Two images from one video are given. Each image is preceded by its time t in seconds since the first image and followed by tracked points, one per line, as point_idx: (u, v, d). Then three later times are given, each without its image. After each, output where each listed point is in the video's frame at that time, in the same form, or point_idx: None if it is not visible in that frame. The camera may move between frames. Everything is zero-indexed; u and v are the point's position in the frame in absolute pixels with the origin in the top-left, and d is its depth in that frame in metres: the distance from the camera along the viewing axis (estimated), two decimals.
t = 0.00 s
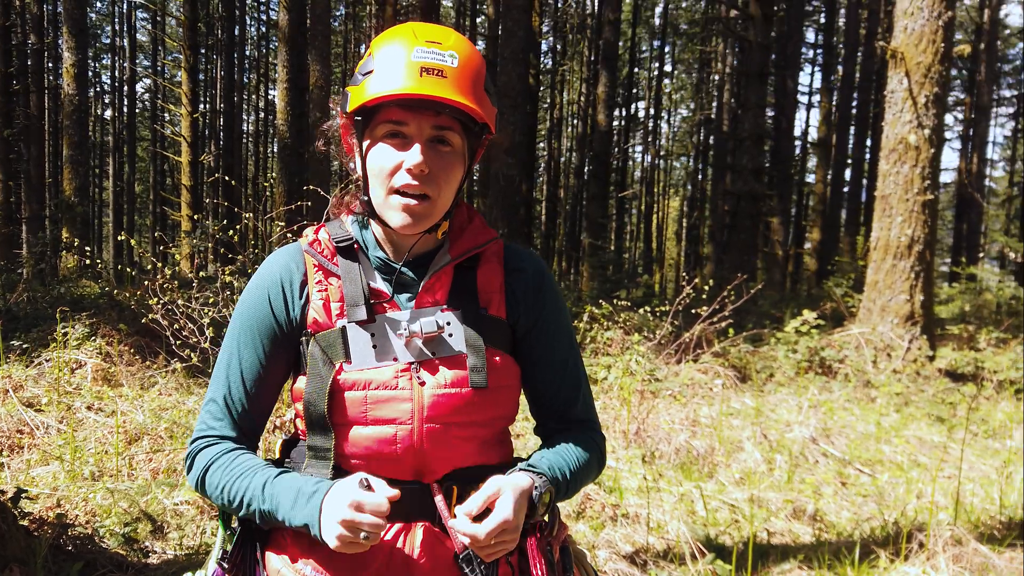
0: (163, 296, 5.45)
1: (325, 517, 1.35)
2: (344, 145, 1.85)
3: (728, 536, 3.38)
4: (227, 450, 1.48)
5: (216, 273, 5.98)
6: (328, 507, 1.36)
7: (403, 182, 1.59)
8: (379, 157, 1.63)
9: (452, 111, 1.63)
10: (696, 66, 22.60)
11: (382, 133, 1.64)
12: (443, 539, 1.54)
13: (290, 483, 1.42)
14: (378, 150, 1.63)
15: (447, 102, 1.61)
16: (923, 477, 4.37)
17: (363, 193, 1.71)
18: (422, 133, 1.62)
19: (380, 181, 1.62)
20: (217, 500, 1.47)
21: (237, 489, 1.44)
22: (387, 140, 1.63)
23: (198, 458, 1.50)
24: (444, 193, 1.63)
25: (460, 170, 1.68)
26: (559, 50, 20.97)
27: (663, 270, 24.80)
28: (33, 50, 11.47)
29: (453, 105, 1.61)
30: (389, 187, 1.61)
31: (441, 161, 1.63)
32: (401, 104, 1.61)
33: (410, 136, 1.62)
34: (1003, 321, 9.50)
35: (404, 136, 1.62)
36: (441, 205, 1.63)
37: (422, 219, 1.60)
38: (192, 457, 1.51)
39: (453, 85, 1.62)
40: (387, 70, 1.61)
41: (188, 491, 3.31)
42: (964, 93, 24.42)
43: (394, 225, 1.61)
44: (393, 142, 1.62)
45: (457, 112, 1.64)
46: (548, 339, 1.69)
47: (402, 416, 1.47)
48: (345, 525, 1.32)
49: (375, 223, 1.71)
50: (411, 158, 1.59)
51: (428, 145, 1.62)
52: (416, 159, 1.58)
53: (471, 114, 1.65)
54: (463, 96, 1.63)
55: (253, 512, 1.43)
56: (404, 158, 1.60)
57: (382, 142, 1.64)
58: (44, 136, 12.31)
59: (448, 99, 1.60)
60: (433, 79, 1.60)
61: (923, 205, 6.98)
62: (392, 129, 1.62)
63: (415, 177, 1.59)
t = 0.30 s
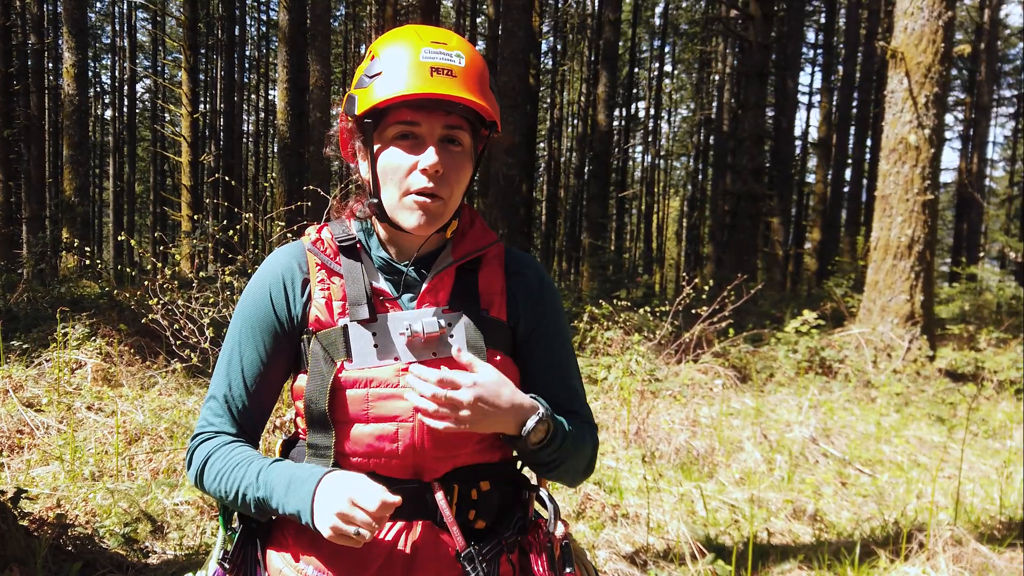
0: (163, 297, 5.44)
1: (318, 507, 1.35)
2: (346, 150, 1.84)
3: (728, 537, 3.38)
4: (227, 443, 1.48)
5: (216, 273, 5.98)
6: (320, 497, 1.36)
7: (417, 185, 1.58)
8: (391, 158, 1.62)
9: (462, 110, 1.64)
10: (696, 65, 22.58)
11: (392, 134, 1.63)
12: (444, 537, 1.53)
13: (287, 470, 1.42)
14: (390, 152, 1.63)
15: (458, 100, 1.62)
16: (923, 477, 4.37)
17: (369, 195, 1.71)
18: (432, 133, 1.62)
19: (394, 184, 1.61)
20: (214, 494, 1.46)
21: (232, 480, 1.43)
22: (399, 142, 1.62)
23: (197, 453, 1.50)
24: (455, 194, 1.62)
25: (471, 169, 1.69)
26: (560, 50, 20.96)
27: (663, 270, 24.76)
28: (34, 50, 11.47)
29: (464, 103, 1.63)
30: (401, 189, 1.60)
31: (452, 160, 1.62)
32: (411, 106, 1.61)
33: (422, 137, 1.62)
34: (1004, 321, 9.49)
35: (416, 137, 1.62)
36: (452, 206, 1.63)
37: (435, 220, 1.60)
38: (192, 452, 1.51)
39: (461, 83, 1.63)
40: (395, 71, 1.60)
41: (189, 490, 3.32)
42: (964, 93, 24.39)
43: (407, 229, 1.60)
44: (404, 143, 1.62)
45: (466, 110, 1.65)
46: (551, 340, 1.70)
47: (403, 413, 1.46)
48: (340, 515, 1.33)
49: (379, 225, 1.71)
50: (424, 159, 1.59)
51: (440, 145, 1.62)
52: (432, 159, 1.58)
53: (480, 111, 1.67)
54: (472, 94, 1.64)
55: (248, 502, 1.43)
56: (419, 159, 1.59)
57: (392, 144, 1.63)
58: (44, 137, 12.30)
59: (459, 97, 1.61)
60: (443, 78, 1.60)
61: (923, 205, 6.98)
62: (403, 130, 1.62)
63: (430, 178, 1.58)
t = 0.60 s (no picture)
0: (163, 297, 5.44)
1: (330, 525, 1.33)
2: (347, 148, 1.84)
3: (727, 536, 3.38)
4: (229, 446, 1.47)
5: (216, 273, 5.97)
6: (333, 517, 1.34)
7: (410, 188, 1.59)
8: (386, 162, 1.62)
9: (460, 118, 1.64)
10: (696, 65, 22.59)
11: (389, 138, 1.63)
12: (444, 535, 1.52)
13: (294, 477, 1.42)
14: (386, 155, 1.63)
15: (455, 109, 1.61)
16: (923, 477, 4.37)
17: (366, 193, 1.71)
18: (429, 139, 1.62)
19: (387, 187, 1.61)
20: (215, 497, 1.46)
21: (236, 482, 1.43)
22: (395, 146, 1.62)
23: (197, 453, 1.49)
24: (450, 199, 1.62)
25: (467, 175, 1.69)
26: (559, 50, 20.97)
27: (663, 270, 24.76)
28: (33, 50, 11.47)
29: (462, 112, 1.62)
30: (396, 191, 1.60)
31: (448, 166, 1.63)
32: (409, 111, 1.61)
33: (418, 143, 1.62)
34: (1003, 320, 9.49)
35: (413, 142, 1.62)
36: (447, 210, 1.63)
37: (428, 224, 1.59)
38: (192, 453, 1.50)
39: (460, 91, 1.63)
40: (393, 76, 1.60)
41: (189, 490, 3.32)
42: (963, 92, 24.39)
43: (401, 230, 1.60)
44: (400, 147, 1.62)
45: (464, 118, 1.65)
46: (546, 341, 1.70)
47: (403, 412, 1.47)
48: (366, 539, 1.32)
49: (376, 225, 1.71)
50: (419, 164, 1.59)
51: (435, 151, 1.63)
52: (425, 165, 1.58)
53: (478, 120, 1.67)
54: (471, 103, 1.64)
55: (251, 505, 1.42)
56: (413, 164, 1.60)
57: (389, 148, 1.63)
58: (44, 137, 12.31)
59: (457, 106, 1.61)
60: (442, 86, 1.60)
61: (924, 205, 6.98)
62: (400, 135, 1.62)
63: (423, 182, 1.59)
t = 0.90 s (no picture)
0: (162, 296, 5.44)
1: (328, 512, 1.34)
2: (344, 142, 1.84)
3: (728, 536, 3.37)
4: (227, 443, 1.47)
5: (216, 273, 5.98)
6: (332, 502, 1.34)
7: (405, 189, 1.59)
8: (382, 162, 1.62)
9: (457, 119, 1.64)
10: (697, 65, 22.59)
11: (386, 138, 1.62)
12: (442, 534, 1.52)
13: (294, 470, 1.42)
14: (382, 155, 1.62)
15: (453, 111, 1.61)
16: (923, 476, 4.37)
17: (363, 188, 1.71)
18: (426, 140, 1.62)
19: (382, 186, 1.61)
20: (214, 494, 1.46)
21: (238, 478, 1.43)
22: (392, 147, 1.62)
23: (196, 450, 1.49)
24: (445, 197, 1.62)
25: (462, 174, 1.69)
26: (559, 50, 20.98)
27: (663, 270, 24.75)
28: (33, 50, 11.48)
29: (459, 114, 1.62)
30: (391, 191, 1.60)
31: (443, 167, 1.63)
32: (406, 111, 1.60)
33: (414, 143, 1.62)
34: (1004, 320, 9.48)
35: (409, 142, 1.62)
36: (442, 209, 1.63)
37: (423, 223, 1.60)
38: (190, 450, 1.50)
39: (458, 93, 1.63)
40: (391, 77, 1.60)
41: (189, 490, 3.32)
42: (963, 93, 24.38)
43: (395, 229, 1.60)
44: (397, 148, 1.62)
45: (461, 120, 1.64)
46: (543, 334, 1.71)
47: (401, 407, 1.47)
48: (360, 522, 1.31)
49: (373, 219, 1.71)
50: (415, 166, 1.59)
51: (432, 152, 1.62)
52: (421, 167, 1.58)
53: (475, 121, 1.66)
54: (468, 106, 1.63)
55: (252, 501, 1.42)
56: (408, 165, 1.59)
57: (385, 148, 1.62)
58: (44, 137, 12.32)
59: (455, 108, 1.60)
60: (440, 88, 1.60)
61: (924, 205, 6.98)
62: (397, 134, 1.61)
63: (418, 183, 1.59)
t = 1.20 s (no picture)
0: (163, 296, 5.43)
1: (333, 503, 1.34)
2: (344, 141, 1.84)
3: (728, 536, 3.37)
4: (229, 438, 1.48)
5: (217, 273, 5.98)
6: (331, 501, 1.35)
7: (406, 193, 1.58)
8: (383, 167, 1.62)
9: (458, 123, 1.64)
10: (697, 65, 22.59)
11: (386, 142, 1.62)
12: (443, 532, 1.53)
13: (296, 468, 1.42)
14: (383, 160, 1.62)
15: (454, 115, 1.61)
16: (924, 477, 4.38)
17: (364, 189, 1.71)
18: (427, 144, 1.62)
19: (384, 190, 1.61)
20: (216, 488, 1.47)
21: (241, 476, 1.43)
22: (393, 152, 1.61)
23: (198, 445, 1.49)
24: (446, 199, 1.62)
25: (462, 177, 1.69)
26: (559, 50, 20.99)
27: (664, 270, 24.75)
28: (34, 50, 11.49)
29: (461, 119, 1.62)
30: (392, 196, 1.60)
31: (445, 171, 1.63)
32: (406, 116, 1.60)
33: (415, 146, 1.62)
34: (1004, 320, 9.48)
35: (410, 146, 1.62)
36: (443, 210, 1.63)
37: (424, 226, 1.60)
38: (192, 444, 1.50)
39: (460, 98, 1.63)
40: (393, 83, 1.59)
41: (189, 489, 3.32)
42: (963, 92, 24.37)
43: (397, 231, 1.60)
44: (398, 152, 1.61)
45: (462, 124, 1.64)
46: (544, 329, 1.71)
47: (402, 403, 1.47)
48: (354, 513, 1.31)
49: (373, 215, 1.71)
50: (417, 172, 1.58)
51: (433, 156, 1.62)
52: (423, 172, 1.58)
53: (476, 126, 1.66)
54: (470, 111, 1.63)
55: (257, 498, 1.43)
56: (409, 171, 1.59)
57: (386, 152, 1.62)
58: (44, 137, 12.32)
59: (457, 114, 1.60)
60: (442, 94, 1.60)
61: (924, 205, 6.98)
62: (398, 139, 1.61)
63: (420, 188, 1.58)
